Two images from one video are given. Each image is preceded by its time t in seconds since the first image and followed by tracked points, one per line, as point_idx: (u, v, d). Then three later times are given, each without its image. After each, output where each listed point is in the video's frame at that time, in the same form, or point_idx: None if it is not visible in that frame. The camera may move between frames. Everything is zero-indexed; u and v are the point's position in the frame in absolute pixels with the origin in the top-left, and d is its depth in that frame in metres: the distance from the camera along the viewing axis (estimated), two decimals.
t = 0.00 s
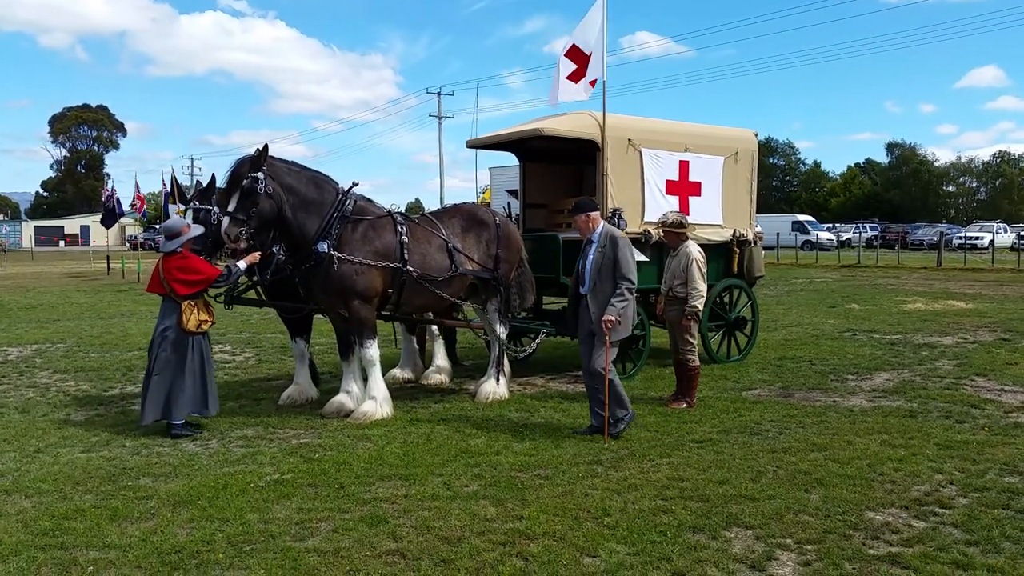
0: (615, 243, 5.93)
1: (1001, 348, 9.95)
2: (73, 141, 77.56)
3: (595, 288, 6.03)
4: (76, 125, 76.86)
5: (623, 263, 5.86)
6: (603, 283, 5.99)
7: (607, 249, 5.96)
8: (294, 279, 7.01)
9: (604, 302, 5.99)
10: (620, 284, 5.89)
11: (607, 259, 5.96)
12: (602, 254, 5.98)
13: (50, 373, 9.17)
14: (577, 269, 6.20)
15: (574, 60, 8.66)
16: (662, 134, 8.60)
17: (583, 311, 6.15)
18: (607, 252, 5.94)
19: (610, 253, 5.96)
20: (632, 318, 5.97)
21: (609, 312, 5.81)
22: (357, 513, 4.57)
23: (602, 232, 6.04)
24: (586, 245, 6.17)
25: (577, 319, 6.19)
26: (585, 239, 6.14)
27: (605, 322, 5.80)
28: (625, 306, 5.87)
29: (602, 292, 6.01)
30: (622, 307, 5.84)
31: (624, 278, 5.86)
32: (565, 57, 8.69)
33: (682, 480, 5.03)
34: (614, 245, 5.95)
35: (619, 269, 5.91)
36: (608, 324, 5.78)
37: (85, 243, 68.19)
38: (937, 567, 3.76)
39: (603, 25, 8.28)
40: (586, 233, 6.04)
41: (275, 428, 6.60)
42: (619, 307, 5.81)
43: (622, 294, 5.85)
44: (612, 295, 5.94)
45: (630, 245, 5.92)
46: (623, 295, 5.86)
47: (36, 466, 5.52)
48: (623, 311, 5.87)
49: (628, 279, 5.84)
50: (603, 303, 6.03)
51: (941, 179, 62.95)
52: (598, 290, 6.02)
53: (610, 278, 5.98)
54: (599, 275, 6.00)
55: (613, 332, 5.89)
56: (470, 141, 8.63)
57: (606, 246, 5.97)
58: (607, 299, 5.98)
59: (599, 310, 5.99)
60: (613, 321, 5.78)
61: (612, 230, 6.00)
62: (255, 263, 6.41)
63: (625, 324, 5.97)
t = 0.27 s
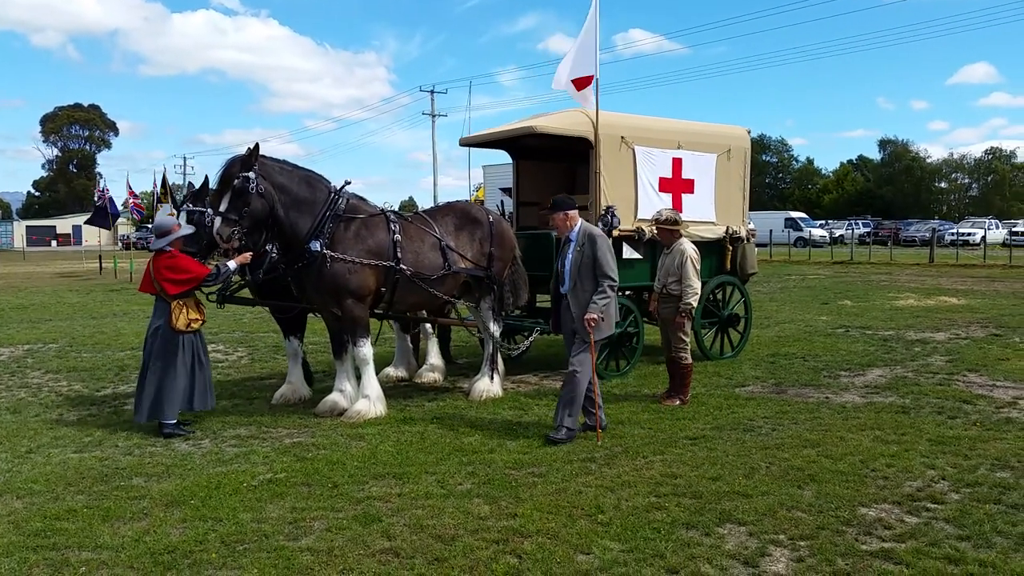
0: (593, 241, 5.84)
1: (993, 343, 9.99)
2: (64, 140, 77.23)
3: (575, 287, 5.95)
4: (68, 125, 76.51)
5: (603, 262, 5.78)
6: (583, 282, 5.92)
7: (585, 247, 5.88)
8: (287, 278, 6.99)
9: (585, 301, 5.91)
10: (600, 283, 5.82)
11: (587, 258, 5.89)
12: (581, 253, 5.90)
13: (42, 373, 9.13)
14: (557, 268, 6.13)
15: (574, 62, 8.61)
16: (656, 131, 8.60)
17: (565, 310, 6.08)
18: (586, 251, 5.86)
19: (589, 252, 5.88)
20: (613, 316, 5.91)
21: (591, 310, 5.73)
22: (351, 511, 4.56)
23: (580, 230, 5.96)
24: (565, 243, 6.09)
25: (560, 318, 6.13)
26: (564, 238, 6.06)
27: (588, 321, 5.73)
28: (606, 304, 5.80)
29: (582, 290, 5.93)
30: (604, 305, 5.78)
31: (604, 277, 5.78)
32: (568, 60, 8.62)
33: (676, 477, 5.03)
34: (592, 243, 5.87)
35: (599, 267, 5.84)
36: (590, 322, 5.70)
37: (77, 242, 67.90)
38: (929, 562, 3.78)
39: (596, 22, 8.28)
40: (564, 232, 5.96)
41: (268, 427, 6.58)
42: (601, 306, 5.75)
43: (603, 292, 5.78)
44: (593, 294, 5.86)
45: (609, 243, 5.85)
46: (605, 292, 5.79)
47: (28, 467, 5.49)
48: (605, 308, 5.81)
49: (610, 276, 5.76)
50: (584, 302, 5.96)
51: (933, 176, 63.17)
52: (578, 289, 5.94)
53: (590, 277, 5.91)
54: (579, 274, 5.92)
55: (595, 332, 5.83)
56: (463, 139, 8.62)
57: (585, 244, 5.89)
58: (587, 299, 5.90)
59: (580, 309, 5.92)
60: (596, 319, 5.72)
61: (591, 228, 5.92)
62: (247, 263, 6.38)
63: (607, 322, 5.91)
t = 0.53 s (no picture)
0: (579, 243, 5.79)
1: (991, 343, 10.00)
2: (63, 141, 77.22)
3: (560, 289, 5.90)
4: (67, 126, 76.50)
5: (587, 263, 5.74)
6: (568, 283, 5.87)
7: (571, 249, 5.84)
8: (286, 279, 6.99)
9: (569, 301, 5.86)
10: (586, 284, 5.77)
11: (572, 260, 5.84)
12: (566, 254, 5.86)
13: (41, 374, 9.12)
14: (542, 270, 6.08)
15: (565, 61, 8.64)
16: (654, 132, 8.60)
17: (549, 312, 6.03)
18: (571, 253, 5.82)
19: (574, 254, 5.83)
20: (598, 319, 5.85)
21: (575, 308, 5.67)
22: (349, 512, 4.56)
23: (565, 232, 5.91)
24: (550, 245, 6.04)
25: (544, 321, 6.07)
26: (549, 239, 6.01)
27: (571, 321, 5.67)
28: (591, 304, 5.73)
29: (567, 292, 5.88)
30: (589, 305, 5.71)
31: (592, 277, 5.75)
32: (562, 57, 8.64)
33: (674, 477, 5.03)
34: (578, 245, 5.82)
35: (584, 269, 5.80)
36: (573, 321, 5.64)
37: (77, 243, 67.89)
38: (928, 562, 3.78)
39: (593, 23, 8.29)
40: (549, 233, 5.91)
41: (267, 427, 6.58)
42: (585, 305, 5.68)
43: (588, 292, 5.72)
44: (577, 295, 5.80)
45: (594, 244, 5.80)
46: (590, 292, 5.73)
47: (26, 468, 5.49)
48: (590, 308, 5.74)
49: (595, 277, 5.71)
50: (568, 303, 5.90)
51: (932, 176, 63.21)
52: (563, 291, 5.89)
53: (576, 279, 5.86)
54: (564, 276, 5.88)
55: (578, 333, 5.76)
56: (462, 140, 8.62)
57: (570, 245, 5.85)
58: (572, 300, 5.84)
59: (563, 309, 5.86)
60: (580, 318, 5.65)
61: (576, 230, 5.88)
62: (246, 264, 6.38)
63: (591, 323, 5.85)
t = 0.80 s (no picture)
0: (566, 241, 5.80)
1: (996, 344, 9.98)
2: (66, 141, 77.39)
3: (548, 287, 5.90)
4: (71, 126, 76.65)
5: (574, 261, 5.75)
6: (556, 281, 5.87)
7: (558, 247, 5.84)
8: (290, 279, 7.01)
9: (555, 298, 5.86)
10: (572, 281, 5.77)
11: (560, 258, 5.85)
12: (554, 253, 5.86)
13: (45, 374, 9.14)
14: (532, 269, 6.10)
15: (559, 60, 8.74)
16: (657, 132, 8.59)
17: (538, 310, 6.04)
18: (558, 251, 5.82)
19: (562, 252, 5.84)
20: (587, 317, 5.83)
21: (559, 305, 5.65)
22: (353, 512, 4.56)
23: (554, 230, 5.92)
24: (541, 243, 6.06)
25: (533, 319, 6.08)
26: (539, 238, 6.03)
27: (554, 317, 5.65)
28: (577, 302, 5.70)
29: (555, 290, 5.88)
30: (575, 303, 5.68)
31: (577, 275, 5.74)
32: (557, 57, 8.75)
33: (678, 478, 5.03)
34: (566, 244, 5.82)
35: (571, 267, 5.80)
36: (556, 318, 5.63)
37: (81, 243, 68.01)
38: (933, 563, 3.77)
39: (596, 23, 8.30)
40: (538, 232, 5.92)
41: (271, 427, 6.59)
42: (570, 302, 5.65)
43: (574, 290, 5.71)
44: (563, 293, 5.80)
45: (582, 243, 5.80)
46: (577, 290, 5.70)
47: (31, 467, 5.50)
48: (576, 306, 5.71)
49: (580, 275, 5.71)
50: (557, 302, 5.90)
51: (936, 176, 63.08)
52: (552, 289, 5.89)
53: (564, 277, 5.86)
54: (552, 274, 5.89)
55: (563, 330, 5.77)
56: (465, 140, 8.63)
57: (558, 244, 5.86)
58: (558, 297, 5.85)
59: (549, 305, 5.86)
60: (562, 314, 5.61)
61: (565, 228, 5.88)
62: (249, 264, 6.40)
63: (579, 321, 5.81)
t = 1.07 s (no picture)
0: (552, 244, 5.70)
1: (1002, 345, 9.94)
2: (73, 141, 77.70)
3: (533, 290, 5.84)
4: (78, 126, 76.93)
5: (558, 264, 5.66)
6: (540, 284, 5.80)
7: (544, 249, 5.75)
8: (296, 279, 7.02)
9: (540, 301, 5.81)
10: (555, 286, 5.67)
11: (545, 260, 5.77)
12: (540, 254, 5.79)
13: (51, 373, 9.18)
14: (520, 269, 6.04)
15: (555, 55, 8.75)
16: (663, 132, 8.58)
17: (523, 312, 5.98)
18: (543, 254, 5.74)
19: (547, 254, 5.75)
20: (570, 321, 5.69)
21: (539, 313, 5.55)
22: (357, 512, 4.57)
23: (541, 232, 5.83)
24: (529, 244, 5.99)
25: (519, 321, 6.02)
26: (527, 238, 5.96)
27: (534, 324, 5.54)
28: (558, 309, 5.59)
29: (539, 293, 5.81)
30: (556, 309, 5.58)
31: (560, 280, 5.63)
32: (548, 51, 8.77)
33: (683, 479, 5.02)
34: (551, 246, 5.73)
35: (554, 270, 5.70)
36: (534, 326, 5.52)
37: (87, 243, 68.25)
38: (938, 565, 3.75)
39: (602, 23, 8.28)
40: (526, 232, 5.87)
41: (277, 427, 6.60)
42: (551, 309, 5.55)
43: (556, 296, 5.60)
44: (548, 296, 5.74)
45: (568, 246, 5.68)
46: (557, 296, 5.60)
47: (37, 466, 5.52)
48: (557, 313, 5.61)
49: (562, 280, 5.61)
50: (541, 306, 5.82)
51: (943, 177, 62.86)
52: (536, 292, 5.82)
53: (548, 280, 5.78)
54: (537, 277, 5.82)
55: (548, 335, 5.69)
56: (469, 140, 8.63)
57: (544, 246, 5.76)
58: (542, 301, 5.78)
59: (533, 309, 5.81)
60: (542, 323, 5.52)
61: (551, 230, 5.78)
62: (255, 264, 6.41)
63: (564, 327, 5.71)
